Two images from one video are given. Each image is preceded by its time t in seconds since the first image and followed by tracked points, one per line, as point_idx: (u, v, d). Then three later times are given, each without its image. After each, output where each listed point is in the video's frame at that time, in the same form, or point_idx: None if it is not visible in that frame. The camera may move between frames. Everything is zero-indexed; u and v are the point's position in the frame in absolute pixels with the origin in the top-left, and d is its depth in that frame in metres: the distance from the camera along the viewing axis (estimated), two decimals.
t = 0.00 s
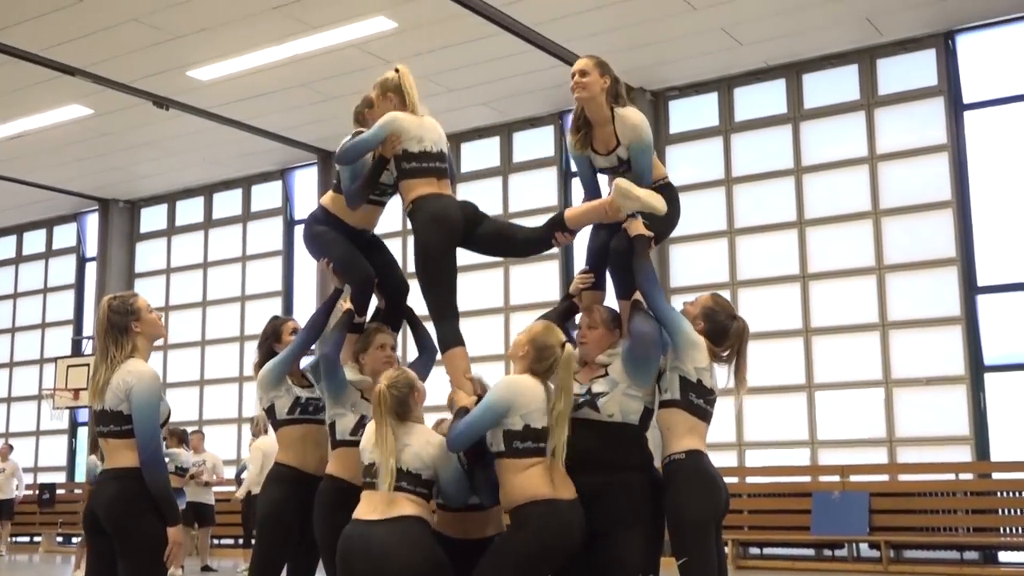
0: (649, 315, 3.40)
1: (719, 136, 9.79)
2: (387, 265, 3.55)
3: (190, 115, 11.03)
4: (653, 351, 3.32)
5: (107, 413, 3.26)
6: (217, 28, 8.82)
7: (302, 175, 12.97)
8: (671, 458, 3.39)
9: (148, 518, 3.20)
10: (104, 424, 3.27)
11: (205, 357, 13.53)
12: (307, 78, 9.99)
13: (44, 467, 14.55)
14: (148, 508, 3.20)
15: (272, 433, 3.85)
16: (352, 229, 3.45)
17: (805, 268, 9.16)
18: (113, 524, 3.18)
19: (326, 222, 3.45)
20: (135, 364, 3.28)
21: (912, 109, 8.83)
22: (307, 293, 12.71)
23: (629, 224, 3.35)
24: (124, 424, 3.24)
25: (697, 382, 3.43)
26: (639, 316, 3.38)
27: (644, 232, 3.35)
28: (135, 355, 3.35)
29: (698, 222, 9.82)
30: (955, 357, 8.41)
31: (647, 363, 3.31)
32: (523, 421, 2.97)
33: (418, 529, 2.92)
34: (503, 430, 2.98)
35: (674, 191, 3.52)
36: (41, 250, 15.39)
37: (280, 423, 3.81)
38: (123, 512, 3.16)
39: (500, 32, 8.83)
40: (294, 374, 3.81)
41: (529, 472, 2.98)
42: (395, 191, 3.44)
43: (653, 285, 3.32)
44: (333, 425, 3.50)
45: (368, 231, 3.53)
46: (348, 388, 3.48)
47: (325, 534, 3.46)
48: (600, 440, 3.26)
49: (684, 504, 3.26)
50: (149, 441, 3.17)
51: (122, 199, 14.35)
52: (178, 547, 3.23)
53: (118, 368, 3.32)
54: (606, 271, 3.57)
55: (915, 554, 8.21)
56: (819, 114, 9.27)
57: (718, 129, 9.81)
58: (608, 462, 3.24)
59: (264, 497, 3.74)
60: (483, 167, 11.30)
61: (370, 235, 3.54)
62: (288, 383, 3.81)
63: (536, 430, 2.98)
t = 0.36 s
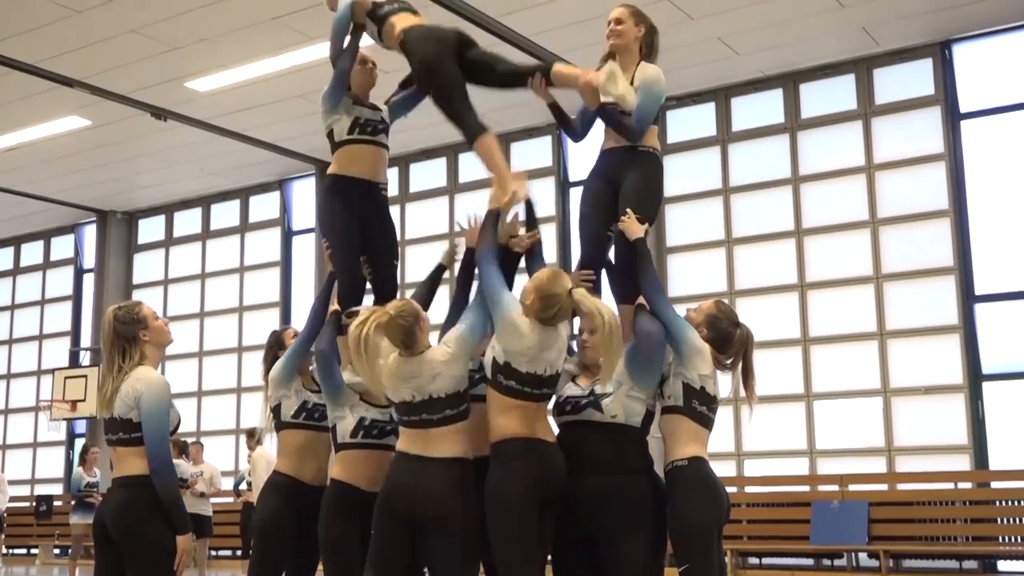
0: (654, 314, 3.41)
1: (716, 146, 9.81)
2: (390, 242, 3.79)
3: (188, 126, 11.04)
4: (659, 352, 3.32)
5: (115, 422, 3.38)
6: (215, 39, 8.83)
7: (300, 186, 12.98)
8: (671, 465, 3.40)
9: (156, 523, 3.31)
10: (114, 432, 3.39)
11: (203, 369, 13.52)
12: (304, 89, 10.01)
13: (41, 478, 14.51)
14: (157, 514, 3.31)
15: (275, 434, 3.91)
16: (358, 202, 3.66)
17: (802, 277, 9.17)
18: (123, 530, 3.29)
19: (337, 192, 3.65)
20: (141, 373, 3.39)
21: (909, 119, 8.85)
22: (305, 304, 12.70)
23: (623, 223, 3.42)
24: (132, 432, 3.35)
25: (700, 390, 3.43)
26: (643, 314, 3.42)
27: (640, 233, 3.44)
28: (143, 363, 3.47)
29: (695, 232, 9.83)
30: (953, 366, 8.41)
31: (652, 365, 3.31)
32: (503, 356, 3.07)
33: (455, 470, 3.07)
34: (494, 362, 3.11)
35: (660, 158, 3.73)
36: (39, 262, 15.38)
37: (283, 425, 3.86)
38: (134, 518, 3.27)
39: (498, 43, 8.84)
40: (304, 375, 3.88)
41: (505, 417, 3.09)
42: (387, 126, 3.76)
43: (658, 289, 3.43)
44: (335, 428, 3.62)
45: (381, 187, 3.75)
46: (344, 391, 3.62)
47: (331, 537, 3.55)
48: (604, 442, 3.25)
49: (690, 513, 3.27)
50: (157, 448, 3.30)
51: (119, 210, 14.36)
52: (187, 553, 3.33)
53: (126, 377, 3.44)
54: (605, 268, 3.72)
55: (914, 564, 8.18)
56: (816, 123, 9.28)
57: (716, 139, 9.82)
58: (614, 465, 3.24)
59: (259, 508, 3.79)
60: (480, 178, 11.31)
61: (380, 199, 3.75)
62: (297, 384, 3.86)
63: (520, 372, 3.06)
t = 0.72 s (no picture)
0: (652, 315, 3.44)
1: (717, 150, 9.81)
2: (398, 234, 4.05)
3: (188, 128, 11.04)
4: (655, 356, 3.40)
5: (141, 423, 3.44)
6: (216, 41, 8.83)
7: (299, 189, 12.98)
8: (674, 469, 3.42)
9: (181, 526, 3.38)
10: (140, 433, 3.45)
11: (203, 371, 13.52)
12: (305, 92, 10.01)
13: (40, 480, 14.51)
14: (182, 517, 3.39)
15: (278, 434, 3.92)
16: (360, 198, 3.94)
17: (802, 281, 9.17)
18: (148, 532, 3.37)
19: (345, 188, 3.95)
20: (166, 373, 3.44)
21: (908, 123, 8.86)
22: (305, 306, 12.69)
23: (618, 228, 3.56)
24: (158, 433, 3.42)
25: (700, 393, 3.44)
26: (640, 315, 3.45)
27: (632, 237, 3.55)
28: (168, 364, 3.52)
29: (695, 235, 9.82)
30: (952, 371, 8.40)
31: (648, 367, 3.38)
32: (516, 387, 3.25)
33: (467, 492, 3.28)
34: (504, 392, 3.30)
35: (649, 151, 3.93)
36: (39, 264, 15.37)
37: (288, 426, 3.87)
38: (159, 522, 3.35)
39: (498, 46, 8.84)
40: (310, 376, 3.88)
41: (520, 448, 3.26)
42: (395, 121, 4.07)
43: (656, 296, 3.42)
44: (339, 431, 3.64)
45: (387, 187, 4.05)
46: (349, 395, 3.62)
47: (331, 542, 3.58)
48: (603, 446, 3.35)
49: (691, 514, 3.29)
50: (184, 452, 3.35)
51: (119, 212, 14.35)
52: (211, 554, 3.38)
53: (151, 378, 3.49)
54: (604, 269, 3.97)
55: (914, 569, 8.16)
56: (816, 127, 9.28)
57: (716, 143, 9.82)
58: (620, 467, 3.33)
59: (261, 512, 3.84)
60: (480, 181, 11.30)
61: (383, 196, 4.03)
62: (303, 386, 3.87)
63: (529, 402, 3.26)
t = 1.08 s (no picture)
0: (651, 332, 3.47)
1: (717, 168, 9.83)
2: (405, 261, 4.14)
3: (189, 146, 11.07)
4: (654, 373, 3.44)
5: (169, 439, 3.74)
6: (218, 59, 8.86)
7: (300, 206, 13.01)
8: (676, 487, 3.44)
9: (199, 540, 3.67)
10: (166, 449, 3.75)
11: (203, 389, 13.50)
12: (306, 110, 10.05)
13: (39, 498, 14.47)
14: (201, 532, 3.68)
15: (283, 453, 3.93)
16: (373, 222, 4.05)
17: (803, 298, 9.17)
18: (167, 550, 3.66)
19: (349, 210, 4.03)
20: (195, 392, 3.75)
21: (907, 141, 8.88)
22: (305, 324, 12.69)
23: (612, 248, 3.58)
24: (185, 450, 3.72)
25: (701, 412, 3.46)
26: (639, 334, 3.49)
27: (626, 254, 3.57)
28: (198, 380, 3.85)
29: (695, 252, 9.83)
30: (953, 388, 8.40)
31: (647, 385, 3.43)
32: (520, 406, 3.32)
33: (436, 521, 3.31)
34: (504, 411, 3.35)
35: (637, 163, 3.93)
36: (39, 281, 15.37)
37: (292, 445, 3.88)
38: (178, 539, 3.64)
39: (499, 64, 8.87)
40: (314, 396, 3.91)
41: (523, 466, 3.32)
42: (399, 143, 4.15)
43: (653, 313, 3.49)
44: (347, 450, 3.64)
45: (392, 208, 4.15)
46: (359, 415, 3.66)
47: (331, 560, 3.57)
48: (604, 465, 3.40)
49: (692, 530, 3.31)
50: (208, 468, 3.66)
51: (120, 230, 14.38)
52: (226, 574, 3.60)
53: (180, 396, 3.79)
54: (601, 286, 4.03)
55: None
56: (816, 145, 9.30)
57: (717, 160, 9.85)
58: (615, 486, 3.37)
59: (265, 530, 3.85)
60: (481, 198, 11.31)
61: (389, 219, 4.14)
62: (308, 405, 3.90)
63: (534, 419, 3.32)
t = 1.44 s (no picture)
0: (649, 367, 3.48)
1: (715, 201, 9.85)
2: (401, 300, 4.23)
3: (189, 179, 11.10)
4: (651, 408, 3.45)
5: (190, 475, 3.85)
6: (217, 93, 8.90)
7: (299, 239, 13.03)
8: (674, 522, 3.44)
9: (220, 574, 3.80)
10: (188, 484, 3.86)
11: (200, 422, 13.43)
12: (305, 144, 10.09)
13: (35, 532, 14.36)
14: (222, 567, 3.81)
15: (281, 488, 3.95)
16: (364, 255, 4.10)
17: (802, 330, 9.16)
18: None
19: (342, 245, 4.09)
20: (218, 431, 3.86)
21: (905, 174, 8.90)
22: (304, 356, 12.66)
23: (610, 281, 3.61)
24: (207, 486, 3.84)
25: (697, 445, 3.49)
26: (636, 368, 3.51)
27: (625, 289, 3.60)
28: (219, 418, 3.95)
29: (694, 285, 9.82)
30: (952, 421, 8.37)
31: (644, 421, 3.44)
32: (512, 439, 3.43)
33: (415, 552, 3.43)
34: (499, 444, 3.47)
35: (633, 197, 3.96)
36: (37, 313, 15.35)
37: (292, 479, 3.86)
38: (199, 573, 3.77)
39: (498, 97, 8.91)
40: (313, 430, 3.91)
41: (517, 497, 3.43)
42: (393, 178, 4.21)
43: (650, 347, 3.49)
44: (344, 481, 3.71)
45: (384, 240, 4.21)
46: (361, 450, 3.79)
47: None
48: (597, 501, 3.44)
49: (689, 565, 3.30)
50: (230, 505, 3.77)
51: (119, 262, 14.38)
52: None
53: (201, 432, 3.89)
54: (597, 318, 4.03)
55: None
56: (813, 178, 9.33)
57: (714, 193, 9.87)
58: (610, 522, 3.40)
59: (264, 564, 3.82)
60: (480, 231, 11.32)
61: (382, 254, 4.20)
62: (306, 439, 3.89)
63: (524, 451, 3.43)
